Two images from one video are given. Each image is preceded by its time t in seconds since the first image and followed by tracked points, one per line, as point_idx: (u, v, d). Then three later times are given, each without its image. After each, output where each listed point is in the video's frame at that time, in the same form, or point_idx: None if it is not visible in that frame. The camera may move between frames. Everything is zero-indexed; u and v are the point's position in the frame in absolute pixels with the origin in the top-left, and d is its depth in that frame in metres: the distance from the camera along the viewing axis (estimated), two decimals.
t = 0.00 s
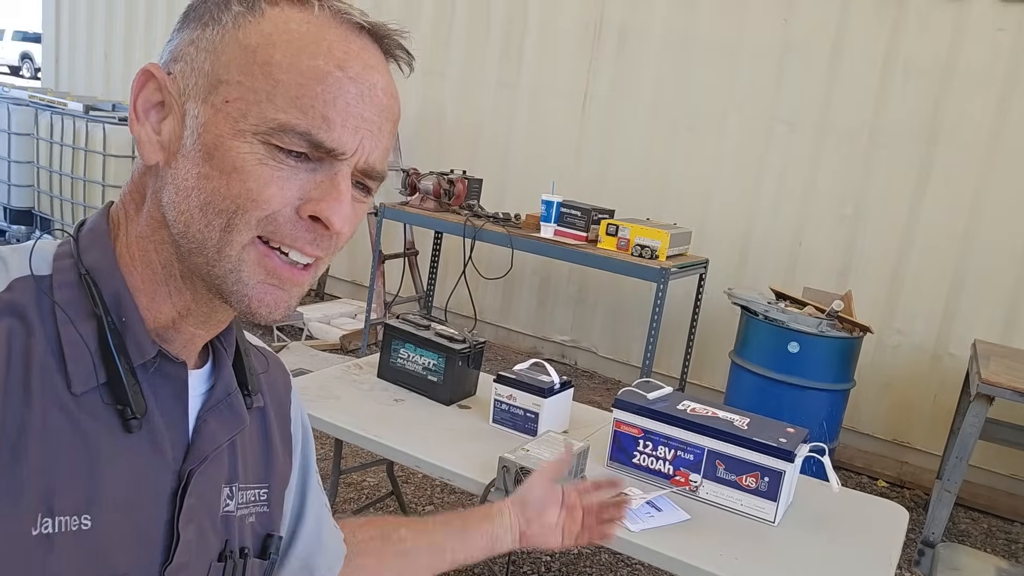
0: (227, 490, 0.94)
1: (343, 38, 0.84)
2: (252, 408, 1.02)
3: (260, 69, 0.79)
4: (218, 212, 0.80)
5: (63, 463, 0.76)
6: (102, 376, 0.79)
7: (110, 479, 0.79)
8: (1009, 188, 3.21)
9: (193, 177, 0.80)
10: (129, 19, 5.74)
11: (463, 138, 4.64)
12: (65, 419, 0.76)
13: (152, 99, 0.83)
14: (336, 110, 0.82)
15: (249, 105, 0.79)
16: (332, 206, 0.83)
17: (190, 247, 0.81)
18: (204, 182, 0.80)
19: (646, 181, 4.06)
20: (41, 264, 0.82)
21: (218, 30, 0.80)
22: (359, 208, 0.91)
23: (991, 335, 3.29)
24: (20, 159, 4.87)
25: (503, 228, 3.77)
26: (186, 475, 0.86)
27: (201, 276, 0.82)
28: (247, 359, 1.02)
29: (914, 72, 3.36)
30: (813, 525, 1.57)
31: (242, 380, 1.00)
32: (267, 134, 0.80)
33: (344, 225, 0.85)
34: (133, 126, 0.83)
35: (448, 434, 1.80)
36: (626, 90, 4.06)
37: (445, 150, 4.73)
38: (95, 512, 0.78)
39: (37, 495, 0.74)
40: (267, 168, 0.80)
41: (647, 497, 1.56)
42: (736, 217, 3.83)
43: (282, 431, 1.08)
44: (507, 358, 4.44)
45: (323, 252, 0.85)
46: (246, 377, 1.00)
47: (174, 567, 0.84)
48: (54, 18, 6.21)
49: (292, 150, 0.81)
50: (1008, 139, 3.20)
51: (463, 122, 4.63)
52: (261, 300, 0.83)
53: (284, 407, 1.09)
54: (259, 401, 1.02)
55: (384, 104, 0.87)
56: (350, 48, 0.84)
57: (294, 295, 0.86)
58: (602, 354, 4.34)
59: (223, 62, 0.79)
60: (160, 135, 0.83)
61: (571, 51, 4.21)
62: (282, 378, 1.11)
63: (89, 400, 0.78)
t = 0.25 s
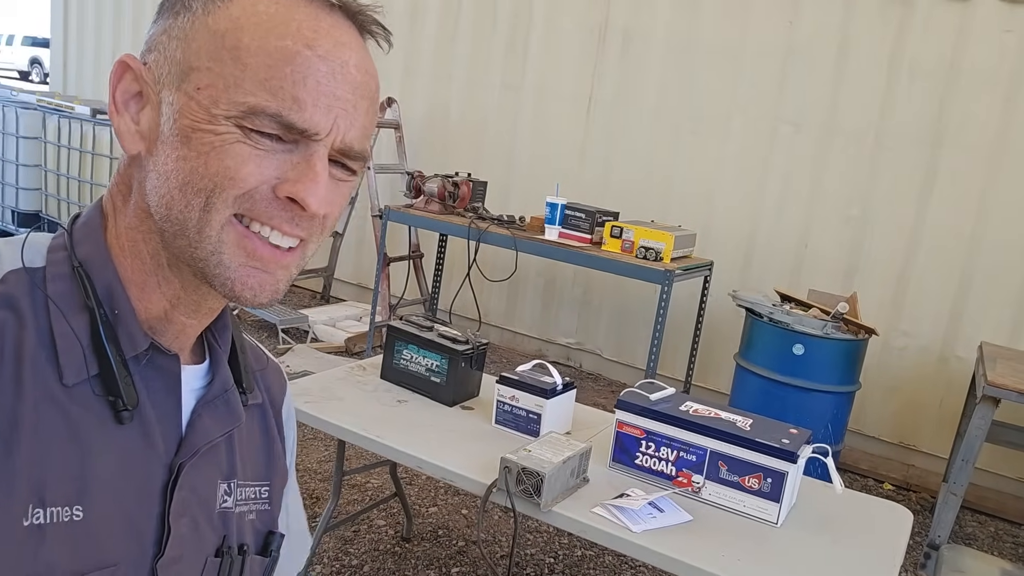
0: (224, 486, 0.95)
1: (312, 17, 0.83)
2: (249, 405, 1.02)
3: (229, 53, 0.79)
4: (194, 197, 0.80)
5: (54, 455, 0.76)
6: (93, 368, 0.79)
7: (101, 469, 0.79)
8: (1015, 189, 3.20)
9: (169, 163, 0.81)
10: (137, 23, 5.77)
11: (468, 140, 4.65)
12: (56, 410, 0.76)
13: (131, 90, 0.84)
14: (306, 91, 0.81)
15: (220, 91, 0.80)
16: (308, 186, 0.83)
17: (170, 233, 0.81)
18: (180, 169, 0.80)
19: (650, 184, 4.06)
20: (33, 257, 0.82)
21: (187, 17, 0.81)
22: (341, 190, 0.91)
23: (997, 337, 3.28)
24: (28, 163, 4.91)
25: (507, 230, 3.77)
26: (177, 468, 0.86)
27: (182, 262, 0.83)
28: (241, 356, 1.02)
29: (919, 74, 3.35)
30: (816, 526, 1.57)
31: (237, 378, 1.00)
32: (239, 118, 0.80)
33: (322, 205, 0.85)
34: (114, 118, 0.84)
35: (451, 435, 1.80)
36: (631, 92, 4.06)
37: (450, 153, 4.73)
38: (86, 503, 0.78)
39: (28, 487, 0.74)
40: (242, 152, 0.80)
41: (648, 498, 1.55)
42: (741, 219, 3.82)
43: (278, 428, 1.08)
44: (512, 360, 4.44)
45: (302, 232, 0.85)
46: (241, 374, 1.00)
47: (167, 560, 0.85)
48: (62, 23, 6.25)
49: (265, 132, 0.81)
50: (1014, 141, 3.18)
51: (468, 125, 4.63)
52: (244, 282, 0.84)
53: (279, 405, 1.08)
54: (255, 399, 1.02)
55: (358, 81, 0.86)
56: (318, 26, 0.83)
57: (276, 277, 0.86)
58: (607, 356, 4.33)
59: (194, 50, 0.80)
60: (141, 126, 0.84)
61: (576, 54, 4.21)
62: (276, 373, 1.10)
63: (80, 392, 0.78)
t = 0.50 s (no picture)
0: (221, 491, 0.95)
1: (291, 5, 0.84)
2: (249, 410, 1.02)
3: (209, 42, 0.81)
4: (173, 184, 0.80)
5: (53, 453, 0.76)
6: (94, 366, 0.79)
7: (100, 468, 0.79)
8: (1020, 189, 3.18)
9: (152, 153, 0.82)
10: (141, 26, 5.78)
11: (471, 141, 4.65)
12: (56, 408, 0.76)
13: (131, 92, 0.87)
14: (280, 73, 0.82)
15: (201, 80, 0.81)
16: (283, 170, 0.83)
17: (150, 222, 0.81)
18: (161, 157, 0.81)
19: (653, 184, 4.05)
20: (38, 254, 0.82)
21: (178, 16, 0.84)
22: (327, 179, 0.90)
23: (1002, 337, 3.26)
24: (34, 166, 4.93)
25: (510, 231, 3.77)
26: (175, 469, 0.86)
27: (164, 254, 0.82)
28: (243, 360, 1.02)
29: (922, 73, 3.34)
30: (818, 527, 1.56)
31: (237, 382, 1.01)
32: (217, 103, 0.81)
33: (300, 190, 0.84)
34: (114, 119, 0.87)
35: (452, 435, 1.80)
36: (634, 93, 4.06)
37: (453, 154, 4.74)
38: (85, 501, 0.78)
39: (26, 484, 0.75)
40: (219, 136, 0.81)
41: (649, 498, 1.55)
42: (744, 220, 3.81)
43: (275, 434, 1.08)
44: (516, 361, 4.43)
45: (281, 219, 0.84)
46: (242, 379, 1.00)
47: (161, 561, 0.85)
48: (67, 26, 6.28)
49: (242, 116, 0.82)
50: (1018, 140, 3.17)
51: (471, 126, 4.63)
52: (224, 271, 0.82)
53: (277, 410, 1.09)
54: (254, 404, 1.03)
55: (337, 65, 0.86)
56: (296, 13, 0.83)
57: (257, 269, 0.84)
58: (610, 357, 4.33)
59: (180, 44, 0.82)
60: (137, 125, 0.86)
61: (578, 55, 4.21)
62: (275, 379, 1.11)
63: (81, 390, 0.78)
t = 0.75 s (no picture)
0: (205, 499, 0.95)
1: (281, 17, 0.84)
2: (235, 417, 1.02)
3: (196, 54, 0.81)
4: (156, 195, 0.80)
5: (35, 464, 0.76)
6: (77, 377, 0.79)
7: (82, 479, 0.79)
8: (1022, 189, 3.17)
9: (138, 163, 0.82)
10: (145, 27, 5.80)
11: (473, 143, 4.65)
12: (38, 419, 0.76)
13: (121, 101, 0.87)
14: (267, 86, 0.82)
15: (187, 91, 0.81)
16: (267, 185, 0.82)
17: (134, 233, 0.81)
18: (147, 167, 0.81)
19: (655, 185, 4.05)
20: (23, 263, 0.82)
21: (170, 26, 0.84)
22: (316, 194, 0.90)
23: (1005, 338, 3.25)
24: (38, 168, 4.95)
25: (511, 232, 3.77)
26: (158, 479, 0.86)
27: (148, 265, 0.82)
28: (232, 369, 1.02)
29: (924, 73, 3.33)
30: (817, 528, 1.56)
31: (224, 391, 1.00)
32: (202, 115, 0.81)
33: (283, 205, 0.83)
34: (104, 127, 0.87)
35: (451, 437, 1.80)
36: (635, 94, 4.05)
37: (455, 155, 4.74)
38: (67, 512, 0.78)
39: (9, 495, 0.75)
40: (203, 148, 0.81)
41: (648, 500, 1.55)
42: (746, 221, 3.81)
43: (266, 441, 1.07)
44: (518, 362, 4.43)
45: (265, 234, 0.83)
46: (228, 387, 1.00)
47: (144, 571, 0.85)
48: (72, 27, 6.30)
49: (227, 128, 0.82)
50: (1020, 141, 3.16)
51: (473, 127, 4.63)
52: (205, 284, 0.82)
53: (269, 420, 1.08)
54: (240, 411, 1.02)
55: (325, 79, 0.86)
56: (287, 26, 0.84)
57: (242, 283, 0.84)
58: (612, 358, 4.32)
59: (169, 54, 0.82)
60: (125, 133, 0.86)
61: (580, 56, 4.21)
62: (265, 384, 1.10)
63: (64, 401, 0.78)
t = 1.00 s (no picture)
0: (209, 497, 0.96)
1: (278, 14, 0.84)
2: (238, 416, 1.02)
3: (195, 53, 0.81)
4: (161, 196, 0.81)
5: (40, 462, 0.77)
6: (81, 376, 0.80)
7: (87, 477, 0.80)
8: None
9: (141, 164, 0.82)
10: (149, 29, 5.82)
11: (477, 143, 4.66)
12: (44, 416, 0.77)
13: (120, 102, 0.88)
14: (267, 84, 0.82)
15: (187, 91, 0.82)
16: (270, 183, 0.83)
17: (140, 234, 0.82)
18: (150, 169, 0.82)
19: (658, 185, 4.05)
20: (25, 263, 0.82)
21: (166, 26, 0.84)
22: (317, 190, 0.90)
23: (1010, 337, 3.24)
24: (44, 169, 4.98)
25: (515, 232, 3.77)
26: (162, 477, 0.87)
27: (154, 266, 0.83)
28: (233, 367, 1.03)
29: (928, 72, 3.32)
30: (820, 527, 1.56)
31: (227, 389, 1.01)
32: (203, 115, 0.81)
33: (286, 204, 0.84)
34: (103, 128, 0.88)
35: (455, 437, 1.81)
36: (639, 94, 4.05)
37: (459, 156, 4.74)
38: (72, 509, 0.79)
39: (15, 492, 0.75)
40: (206, 149, 0.81)
41: (651, 499, 1.55)
42: (750, 220, 3.80)
43: (268, 441, 1.08)
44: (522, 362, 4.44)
45: (270, 233, 0.84)
46: (231, 386, 1.01)
47: (148, 568, 0.86)
48: (77, 28, 6.32)
49: (228, 127, 0.82)
50: None
51: (476, 127, 4.64)
52: (212, 284, 0.83)
53: (269, 418, 1.09)
54: (243, 410, 1.03)
55: (325, 76, 0.87)
56: (283, 23, 0.84)
57: (248, 280, 0.85)
58: (617, 358, 4.33)
59: (167, 54, 0.83)
60: (125, 134, 0.87)
61: (583, 56, 4.21)
62: (268, 386, 1.10)
63: (68, 399, 0.79)
